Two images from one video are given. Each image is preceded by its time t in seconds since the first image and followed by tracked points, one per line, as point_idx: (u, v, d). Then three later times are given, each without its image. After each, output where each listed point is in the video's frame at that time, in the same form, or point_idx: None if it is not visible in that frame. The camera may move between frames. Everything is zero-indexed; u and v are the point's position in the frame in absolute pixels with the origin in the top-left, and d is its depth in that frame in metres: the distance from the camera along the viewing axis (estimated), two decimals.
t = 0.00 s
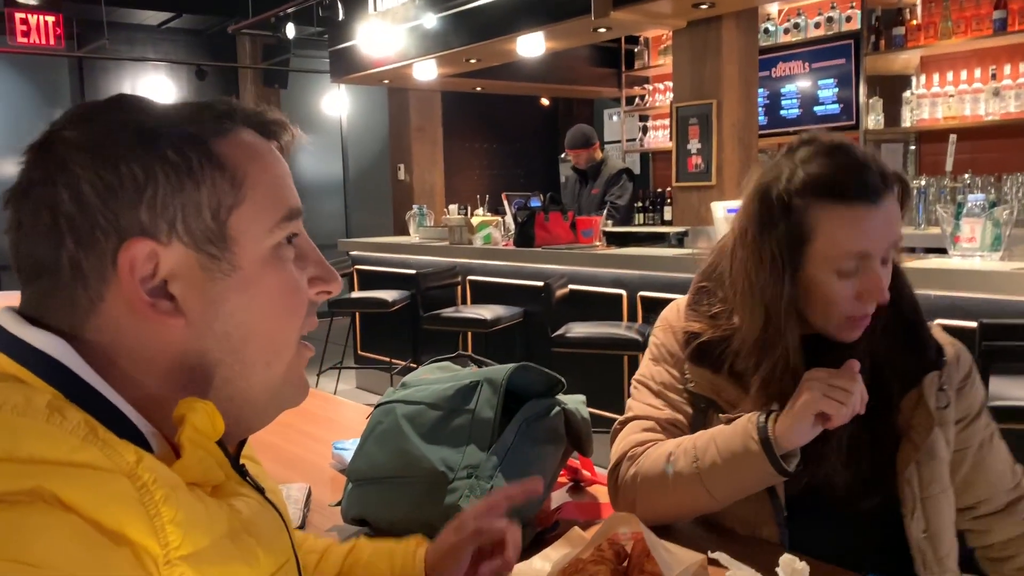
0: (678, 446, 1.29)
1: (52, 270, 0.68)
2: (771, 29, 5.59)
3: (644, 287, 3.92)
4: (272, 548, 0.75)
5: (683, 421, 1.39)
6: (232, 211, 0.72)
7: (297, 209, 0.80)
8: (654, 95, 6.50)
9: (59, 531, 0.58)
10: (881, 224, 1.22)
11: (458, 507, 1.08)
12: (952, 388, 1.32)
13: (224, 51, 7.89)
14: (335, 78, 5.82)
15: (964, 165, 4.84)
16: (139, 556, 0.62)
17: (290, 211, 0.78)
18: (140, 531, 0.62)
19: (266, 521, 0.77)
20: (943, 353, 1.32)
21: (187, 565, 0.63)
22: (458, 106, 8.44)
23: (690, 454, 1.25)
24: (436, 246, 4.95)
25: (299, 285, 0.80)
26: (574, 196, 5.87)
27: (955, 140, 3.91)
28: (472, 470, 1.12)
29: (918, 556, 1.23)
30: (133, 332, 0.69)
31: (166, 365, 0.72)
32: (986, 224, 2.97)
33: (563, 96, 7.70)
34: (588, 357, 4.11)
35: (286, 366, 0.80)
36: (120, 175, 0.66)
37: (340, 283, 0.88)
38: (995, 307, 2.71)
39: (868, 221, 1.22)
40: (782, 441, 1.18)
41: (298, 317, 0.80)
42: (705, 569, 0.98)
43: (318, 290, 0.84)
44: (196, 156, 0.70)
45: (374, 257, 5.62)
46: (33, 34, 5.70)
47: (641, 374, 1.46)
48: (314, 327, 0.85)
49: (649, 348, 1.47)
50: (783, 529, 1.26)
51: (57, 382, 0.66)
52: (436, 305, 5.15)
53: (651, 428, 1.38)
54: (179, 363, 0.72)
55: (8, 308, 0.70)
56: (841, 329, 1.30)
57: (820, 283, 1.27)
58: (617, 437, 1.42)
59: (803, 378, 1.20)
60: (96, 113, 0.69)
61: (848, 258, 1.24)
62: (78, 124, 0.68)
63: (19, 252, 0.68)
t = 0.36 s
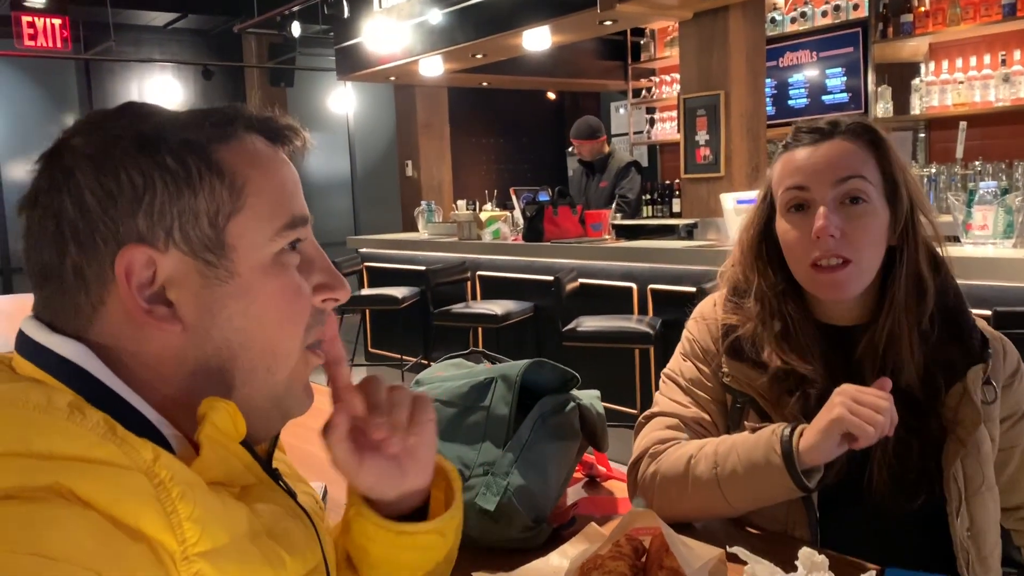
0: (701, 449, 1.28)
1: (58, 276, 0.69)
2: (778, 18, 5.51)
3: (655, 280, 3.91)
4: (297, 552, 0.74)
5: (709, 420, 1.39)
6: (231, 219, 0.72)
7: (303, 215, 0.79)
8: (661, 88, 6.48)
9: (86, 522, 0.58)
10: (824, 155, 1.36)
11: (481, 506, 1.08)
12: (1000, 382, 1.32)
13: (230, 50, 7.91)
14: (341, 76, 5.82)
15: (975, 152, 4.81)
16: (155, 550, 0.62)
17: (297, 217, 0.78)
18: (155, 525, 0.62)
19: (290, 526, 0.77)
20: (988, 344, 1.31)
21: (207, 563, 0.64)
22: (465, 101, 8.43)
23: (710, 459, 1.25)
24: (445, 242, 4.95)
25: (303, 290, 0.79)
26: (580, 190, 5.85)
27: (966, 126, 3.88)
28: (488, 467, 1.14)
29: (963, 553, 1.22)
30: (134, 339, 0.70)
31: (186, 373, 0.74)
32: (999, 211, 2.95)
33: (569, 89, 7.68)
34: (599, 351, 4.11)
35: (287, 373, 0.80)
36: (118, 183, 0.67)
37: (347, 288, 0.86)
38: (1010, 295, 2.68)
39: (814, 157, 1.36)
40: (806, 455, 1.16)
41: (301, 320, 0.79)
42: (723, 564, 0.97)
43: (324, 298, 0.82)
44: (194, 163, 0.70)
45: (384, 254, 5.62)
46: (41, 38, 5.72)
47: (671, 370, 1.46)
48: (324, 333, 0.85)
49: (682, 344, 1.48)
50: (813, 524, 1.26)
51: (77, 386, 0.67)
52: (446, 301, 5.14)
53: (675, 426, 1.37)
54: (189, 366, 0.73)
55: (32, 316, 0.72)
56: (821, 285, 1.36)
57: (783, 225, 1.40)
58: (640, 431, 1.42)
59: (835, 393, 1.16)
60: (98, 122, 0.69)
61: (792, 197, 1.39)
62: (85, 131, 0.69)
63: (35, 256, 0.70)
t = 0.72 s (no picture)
0: (696, 447, 1.27)
1: (63, 268, 0.67)
2: (786, 11, 5.46)
3: (660, 274, 3.88)
4: (287, 553, 0.73)
5: (705, 417, 1.37)
6: (244, 209, 0.72)
7: (298, 209, 0.78)
8: (669, 80, 6.45)
9: (71, 522, 0.57)
10: (813, 149, 1.34)
11: (472, 504, 1.07)
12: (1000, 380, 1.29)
13: (236, 43, 7.89)
14: (347, 69, 5.80)
15: (985, 146, 4.76)
16: (142, 550, 0.61)
17: (296, 211, 0.78)
18: (144, 527, 0.61)
19: (283, 526, 0.75)
20: (989, 345, 1.28)
21: (198, 566, 0.63)
22: (471, 94, 8.42)
23: (705, 458, 1.23)
24: (450, 236, 4.94)
25: (303, 282, 0.78)
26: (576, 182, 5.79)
27: (975, 120, 3.84)
28: (482, 464, 1.13)
29: (962, 559, 1.21)
30: (146, 327, 0.69)
31: (177, 363, 0.72)
32: (1008, 205, 2.92)
33: (576, 82, 7.64)
34: (604, 346, 4.09)
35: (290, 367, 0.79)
36: (133, 172, 0.66)
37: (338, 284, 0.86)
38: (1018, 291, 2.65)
39: (799, 151, 1.35)
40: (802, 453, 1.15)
41: (304, 313, 0.79)
42: (718, 564, 0.95)
43: (316, 287, 0.82)
44: (207, 155, 0.70)
45: (389, 247, 5.61)
46: (47, 31, 5.72)
47: (670, 368, 1.45)
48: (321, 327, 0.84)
49: (679, 341, 1.46)
50: (812, 524, 1.24)
51: (68, 383, 0.66)
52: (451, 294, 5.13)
53: (671, 423, 1.35)
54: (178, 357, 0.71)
55: (20, 313, 0.70)
56: (809, 280, 1.35)
57: (773, 221, 1.39)
58: (638, 429, 1.40)
59: (833, 391, 1.15)
60: (105, 111, 0.68)
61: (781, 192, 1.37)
62: (80, 124, 0.67)
63: (30, 249, 0.67)
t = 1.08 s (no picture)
0: (702, 444, 1.27)
1: (82, 259, 0.67)
2: (795, 9, 5.44)
3: (667, 272, 3.88)
4: (297, 547, 0.73)
5: (711, 415, 1.37)
6: (261, 204, 0.73)
7: (310, 205, 0.79)
8: (677, 78, 6.44)
9: (90, 514, 0.57)
10: (805, 151, 1.35)
11: (482, 499, 1.07)
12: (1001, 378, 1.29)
13: (245, 37, 7.91)
14: (355, 64, 5.80)
15: (995, 147, 4.75)
16: (160, 544, 0.61)
17: (308, 208, 0.78)
18: (161, 520, 0.61)
19: (293, 518, 0.76)
20: (990, 341, 1.28)
21: (211, 559, 0.63)
22: (479, 90, 8.42)
23: (712, 454, 1.24)
24: (457, 232, 4.94)
25: (316, 279, 0.79)
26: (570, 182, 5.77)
27: (985, 120, 3.82)
28: (489, 459, 1.13)
29: (965, 557, 1.21)
30: (166, 317, 0.69)
31: (190, 356, 0.72)
32: (1017, 207, 2.91)
33: (584, 79, 7.63)
34: (610, 344, 4.09)
35: (303, 357, 0.79)
36: (154, 166, 0.66)
37: (346, 280, 0.87)
38: None
39: (791, 154, 1.36)
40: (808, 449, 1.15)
41: (317, 307, 0.79)
42: (725, 563, 0.96)
43: (327, 285, 0.83)
44: (225, 149, 0.70)
45: (396, 243, 5.62)
46: (57, 24, 5.73)
47: (675, 367, 1.45)
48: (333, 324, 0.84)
49: (683, 340, 1.46)
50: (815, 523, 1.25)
51: (86, 374, 0.66)
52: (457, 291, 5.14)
53: (676, 421, 1.36)
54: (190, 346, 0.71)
55: (36, 304, 0.70)
56: (805, 280, 1.35)
57: (769, 222, 1.40)
58: (644, 427, 1.40)
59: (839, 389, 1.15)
60: (125, 106, 0.68)
61: (776, 193, 1.38)
62: (102, 117, 0.67)
63: (47, 241, 0.67)
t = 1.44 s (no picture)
0: (705, 442, 1.27)
1: (88, 259, 0.67)
2: (799, 12, 5.45)
3: (670, 274, 3.88)
4: (301, 547, 0.73)
5: (711, 413, 1.37)
6: (270, 208, 0.73)
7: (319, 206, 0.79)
8: (681, 80, 6.44)
9: (96, 515, 0.57)
10: (841, 157, 1.31)
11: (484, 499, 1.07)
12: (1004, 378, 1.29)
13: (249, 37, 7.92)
14: (358, 65, 5.80)
15: (998, 150, 4.74)
16: (164, 543, 0.61)
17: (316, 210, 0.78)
18: (165, 519, 0.61)
19: (297, 517, 0.76)
20: (991, 336, 1.29)
21: (214, 557, 0.63)
22: (483, 91, 8.42)
23: (715, 452, 1.23)
24: (460, 233, 4.94)
25: (323, 282, 0.80)
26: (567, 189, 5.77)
27: (989, 123, 3.81)
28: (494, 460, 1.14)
29: (964, 550, 1.20)
30: (170, 319, 0.69)
31: (195, 356, 0.72)
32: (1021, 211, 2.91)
33: (587, 81, 7.63)
34: (613, 346, 4.09)
35: (304, 365, 0.79)
36: (161, 168, 0.66)
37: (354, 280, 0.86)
38: None
39: (835, 161, 1.31)
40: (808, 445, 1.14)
41: (322, 310, 0.80)
42: (729, 564, 0.95)
43: (335, 287, 0.83)
44: (233, 151, 0.70)
45: (399, 244, 5.62)
46: (61, 23, 5.73)
47: (675, 368, 1.44)
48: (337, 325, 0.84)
49: (682, 340, 1.46)
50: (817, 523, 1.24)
51: (89, 373, 0.66)
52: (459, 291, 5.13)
53: (679, 421, 1.35)
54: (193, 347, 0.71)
55: (42, 303, 0.70)
56: (842, 290, 1.33)
57: (805, 229, 1.35)
58: (645, 427, 1.40)
59: (842, 385, 1.14)
60: (132, 107, 0.68)
61: (819, 201, 1.33)
62: (112, 117, 0.67)
63: (54, 241, 0.67)
